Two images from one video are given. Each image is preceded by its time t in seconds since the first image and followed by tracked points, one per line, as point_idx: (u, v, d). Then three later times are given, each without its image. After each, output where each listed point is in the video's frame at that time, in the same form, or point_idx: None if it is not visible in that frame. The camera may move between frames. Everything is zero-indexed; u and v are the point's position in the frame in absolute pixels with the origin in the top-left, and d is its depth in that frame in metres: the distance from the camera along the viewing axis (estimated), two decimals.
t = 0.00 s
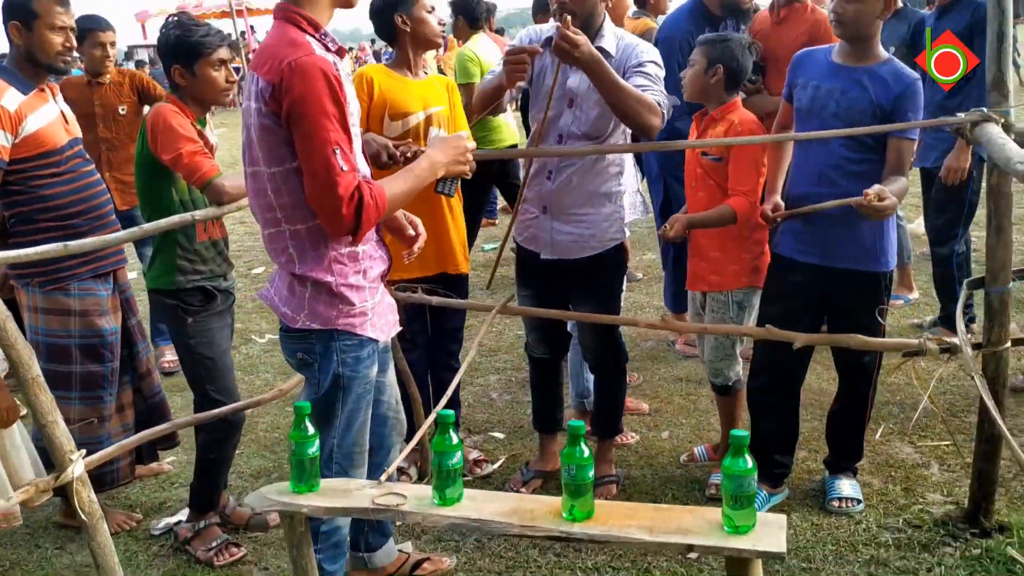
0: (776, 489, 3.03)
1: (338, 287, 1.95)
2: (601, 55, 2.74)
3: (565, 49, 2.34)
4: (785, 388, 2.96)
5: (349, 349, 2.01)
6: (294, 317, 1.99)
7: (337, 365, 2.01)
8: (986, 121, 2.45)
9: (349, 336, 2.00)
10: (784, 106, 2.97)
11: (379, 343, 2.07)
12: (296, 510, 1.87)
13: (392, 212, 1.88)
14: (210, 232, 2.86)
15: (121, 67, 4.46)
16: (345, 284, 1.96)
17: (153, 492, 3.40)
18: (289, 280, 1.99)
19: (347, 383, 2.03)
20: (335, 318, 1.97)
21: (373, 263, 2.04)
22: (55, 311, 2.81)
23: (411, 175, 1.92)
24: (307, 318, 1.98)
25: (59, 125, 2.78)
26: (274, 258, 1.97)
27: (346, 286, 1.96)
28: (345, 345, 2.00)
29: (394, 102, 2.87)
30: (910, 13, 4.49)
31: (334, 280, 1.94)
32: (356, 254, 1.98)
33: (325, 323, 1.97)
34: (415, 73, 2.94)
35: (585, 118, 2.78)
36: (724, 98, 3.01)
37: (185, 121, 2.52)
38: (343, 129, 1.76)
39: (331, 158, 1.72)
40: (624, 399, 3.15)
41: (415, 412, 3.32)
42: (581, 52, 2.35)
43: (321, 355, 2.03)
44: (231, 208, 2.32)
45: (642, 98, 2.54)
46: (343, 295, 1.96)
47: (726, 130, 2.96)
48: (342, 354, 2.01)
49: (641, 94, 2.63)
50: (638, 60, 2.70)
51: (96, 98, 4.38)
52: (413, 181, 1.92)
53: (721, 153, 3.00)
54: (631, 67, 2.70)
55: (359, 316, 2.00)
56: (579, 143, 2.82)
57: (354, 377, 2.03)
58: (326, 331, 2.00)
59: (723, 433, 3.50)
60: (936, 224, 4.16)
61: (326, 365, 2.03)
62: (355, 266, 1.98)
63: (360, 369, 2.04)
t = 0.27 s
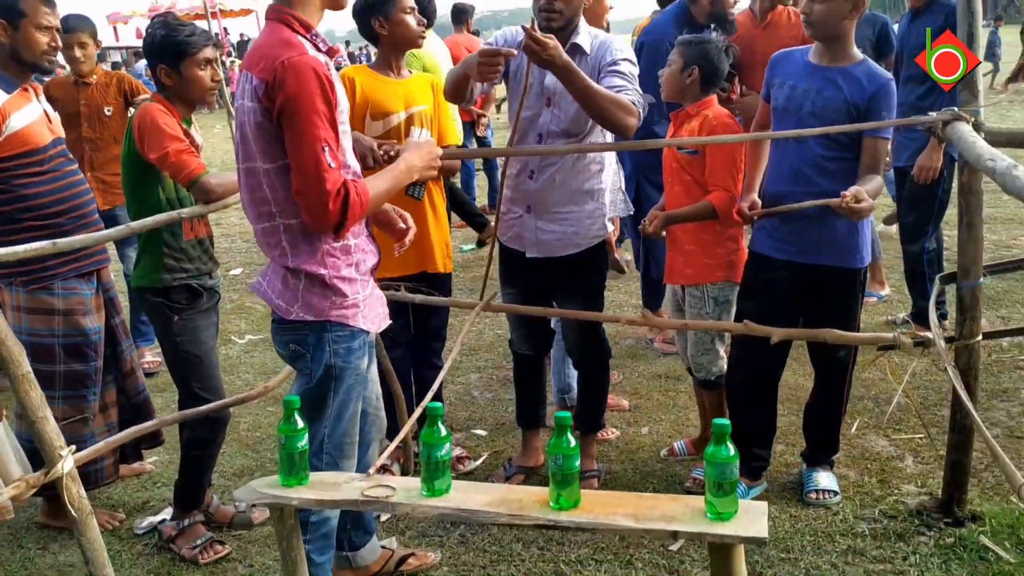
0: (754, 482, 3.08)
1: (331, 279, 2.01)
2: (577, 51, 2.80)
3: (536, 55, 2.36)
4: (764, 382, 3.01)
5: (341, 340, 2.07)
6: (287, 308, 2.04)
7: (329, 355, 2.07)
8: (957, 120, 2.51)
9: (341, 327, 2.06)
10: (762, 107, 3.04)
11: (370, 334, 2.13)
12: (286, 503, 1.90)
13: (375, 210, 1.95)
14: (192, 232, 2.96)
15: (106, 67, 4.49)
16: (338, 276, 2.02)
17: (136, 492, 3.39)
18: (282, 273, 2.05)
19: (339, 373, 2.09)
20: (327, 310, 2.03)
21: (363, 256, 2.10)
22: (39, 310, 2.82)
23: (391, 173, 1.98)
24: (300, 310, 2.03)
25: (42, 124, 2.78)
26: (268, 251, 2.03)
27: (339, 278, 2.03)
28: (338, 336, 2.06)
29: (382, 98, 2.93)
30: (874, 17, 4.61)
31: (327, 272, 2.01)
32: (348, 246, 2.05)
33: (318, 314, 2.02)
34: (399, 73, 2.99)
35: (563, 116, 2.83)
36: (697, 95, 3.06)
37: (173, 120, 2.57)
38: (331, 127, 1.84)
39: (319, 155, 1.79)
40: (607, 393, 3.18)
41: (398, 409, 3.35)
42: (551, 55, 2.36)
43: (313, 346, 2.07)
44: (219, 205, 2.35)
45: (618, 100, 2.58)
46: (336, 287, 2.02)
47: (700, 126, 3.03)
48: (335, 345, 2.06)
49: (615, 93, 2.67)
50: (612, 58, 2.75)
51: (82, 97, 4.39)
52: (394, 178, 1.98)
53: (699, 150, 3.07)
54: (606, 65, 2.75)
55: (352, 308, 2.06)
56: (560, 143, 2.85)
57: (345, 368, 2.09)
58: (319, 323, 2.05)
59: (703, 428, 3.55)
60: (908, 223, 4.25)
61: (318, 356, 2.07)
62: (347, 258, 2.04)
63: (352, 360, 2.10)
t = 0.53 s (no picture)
0: (743, 481, 3.10)
1: (328, 273, 2.06)
2: (570, 50, 2.82)
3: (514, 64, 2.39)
4: (753, 382, 3.03)
5: (338, 333, 2.12)
6: (287, 301, 2.09)
7: (326, 347, 2.12)
8: (943, 123, 2.54)
9: (339, 320, 2.11)
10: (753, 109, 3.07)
11: (367, 327, 2.18)
12: (278, 500, 1.90)
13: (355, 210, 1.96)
14: (185, 231, 2.98)
15: (104, 69, 4.45)
16: (335, 270, 2.07)
17: (126, 491, 3.39)
18: (283, 267, 2.10)
19: (335, 366, 2.13)
20: (325, 302, 2.08)
21: (360, 249, 2.14)
22: (30, 308, 2.82)
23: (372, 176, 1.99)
24: (300, 304, 2.08)
25: (34, 122, 2.79)
26: (267, 245, 2.08)
27: (336, 272, 2.07)
28: (336, 329, 2.11)
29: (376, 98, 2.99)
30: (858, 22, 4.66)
31: (325, 266, 2.05)
32: (344, 241, 2.09)
33: (316, 307, 2.08)
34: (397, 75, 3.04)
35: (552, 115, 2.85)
36: (687, 98, 3.08)
37: (167, 119, 2.58)
38: (319, 124, 1.86)
39: (305, 150, 1.82)
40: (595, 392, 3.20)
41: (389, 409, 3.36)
42: (527, 64, 2.39)
43: (311, 338, 2.13)
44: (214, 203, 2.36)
45: (598, 100, 2.59)
46: (334, 280, 2.07)
47: (690, 129, 3.05)
48: (332, 338, 2.11)
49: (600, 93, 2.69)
50: (599, 57, 2.77)
51: (79, 99, 4.36)
52: (376, 181, 1.99)
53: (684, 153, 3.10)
54: (592, 65, 2.77)
55: (349, 301, 2.11)
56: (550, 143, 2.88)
57: (342, 360, 2.14)
58: (318, 315, 2.10)
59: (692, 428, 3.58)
60: (896, 225, 4.29)
61: (316, 348, 2.13)
62: (344, 252, 2.09)
63: (349, 352, 2.15)
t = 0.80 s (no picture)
0: (737, 486, 3.12)
1: (331, 273, 2.09)
2: (567, 60, 2.85)
3: (513, 61, 2.43)
4: (748, 388, 3.06)
5: (340, 332, 2.14)
6: (290, 302, 2.12)
7: (330, 347, 2.14)
8: (936, 133, 2.56)
9: (342, 320, 2.14)
10: (749, 118, 3.10)
11: (368, 328, 2.21)
12: (274, 503, 1.93)
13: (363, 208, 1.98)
14: (187, 235, 3.00)
15: (109, 74, 4.48)
16: (338, 271, 2.10)
17: (125, 492, 3.41)
18: (286, 268, 2.13)
19: (338, 364, 2.16)
20: (328, 303, 2.11)
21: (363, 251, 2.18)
22: (30, 310, 2.85)
23: (388, 168, 1.99)
24: (302, 304, 2.11)
25: (37, 125, 2.82)
26: (272, 247, 2.10)
27: (338, 273, 2.10)
28: (337, 328, 2.14)
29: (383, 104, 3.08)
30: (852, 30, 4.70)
31: (328, 267, 2.08)
32: (347, 242, 2.12)
33: (318, 307, 2.11)
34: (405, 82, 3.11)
35: (547, 123, 2.89)
36: (675, 107, 3.11)
37: (168, 125, 2.62)
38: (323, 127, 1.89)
39: (309, 152, 1.85)
40: (591, 397, 3.23)
41: (386, 412, 3.38)
42: (530, 62, 2.43)
43: (314, 336, 2.15)
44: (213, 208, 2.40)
45: (587, 108, 2.61)
46: (336, 281, 2.10)
47: (679, 137, 3.07)
48: (334, 337, 2.14)
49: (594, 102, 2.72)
50: (595, 68, 2.82)
51: (83, 103, 4.40)
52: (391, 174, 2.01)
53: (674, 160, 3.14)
54: (589, 76, 2.81)
55: (350, 302, 2.14)
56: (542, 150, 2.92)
57: (344, 360, 2.16)
58: (320, 316, 2.13)
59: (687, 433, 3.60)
60: (892, 233, 4.31)
61: (318, 347, 2.15)
62: (346, 253, 2.12)
63: (351, 352, 2.18)
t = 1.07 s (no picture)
0: (738, 495, 3.13)
1: (338, 276, 2.12)
2: (569, 70, 2.88)
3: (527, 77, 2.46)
4: (748, 396, 3.07)
5: (346, 332, 2.18)
6: (297, 302, 2.16)
7: (337, 347, 2.17)
8: (935, 144, 2.58)
9: (346, 321, 2.17)
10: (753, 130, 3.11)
11: (372, 330, 2.24)
12: (272, 505, 1.96)
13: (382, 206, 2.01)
14: (195, 240, 3.05)
15: (122, 81, 4.54)
16: (344, 273, 2.14)
17: (132, 494, 3.46)
18: (293, 269, 2.17)
19: (344, 364, 2.19)
20: (336, 304, 2.14)
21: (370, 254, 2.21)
22: (39, 313, 2.90)
23: (404, 166, 2.03)
24: (310, 305, 2.15)
25: (48, 131, 2.87)
26: (282, 250, 2.14)
27: (345, 275, 2.14)
28: (342, 329, 2.17)
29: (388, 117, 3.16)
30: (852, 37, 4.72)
31: (335, 269, 2.12)
32: (354, 245, 2.16)
33: (324, 308, 2.14)
34: (416, 91, 3.15)
35: (550, 132, 2.92)
36: (668, 114, 3.15)
37: (176, 133, 2.66)
38: (337, 132, 1.92)
39: (325, 156, 1.88)
40: (593, 403, 3.25)
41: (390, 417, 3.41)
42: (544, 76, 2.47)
43: (320, 336, 2.18)
44: (220, 215, 2.43)
45: (595, 120, 2.66)
46: (342, 283, 2.14)
47: (670, 144, 3.07)
48: (339, 338, 2.17)
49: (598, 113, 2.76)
50: (597, 78, 2.84)
51: (97, 109, 4.47)
52: (408, 171, 2.04)
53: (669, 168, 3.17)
54: (591, 86, 2.84)
55: (355, 304, 2.17)
56: (544, 158, 2.95)
57: (350, 360, 2.19)
58: (326, 316, 2.17)
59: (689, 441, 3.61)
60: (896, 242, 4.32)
61: (324, 347, 2.18)
62: (354, 257, 2.16)
63: (355, 353, 2.21)
